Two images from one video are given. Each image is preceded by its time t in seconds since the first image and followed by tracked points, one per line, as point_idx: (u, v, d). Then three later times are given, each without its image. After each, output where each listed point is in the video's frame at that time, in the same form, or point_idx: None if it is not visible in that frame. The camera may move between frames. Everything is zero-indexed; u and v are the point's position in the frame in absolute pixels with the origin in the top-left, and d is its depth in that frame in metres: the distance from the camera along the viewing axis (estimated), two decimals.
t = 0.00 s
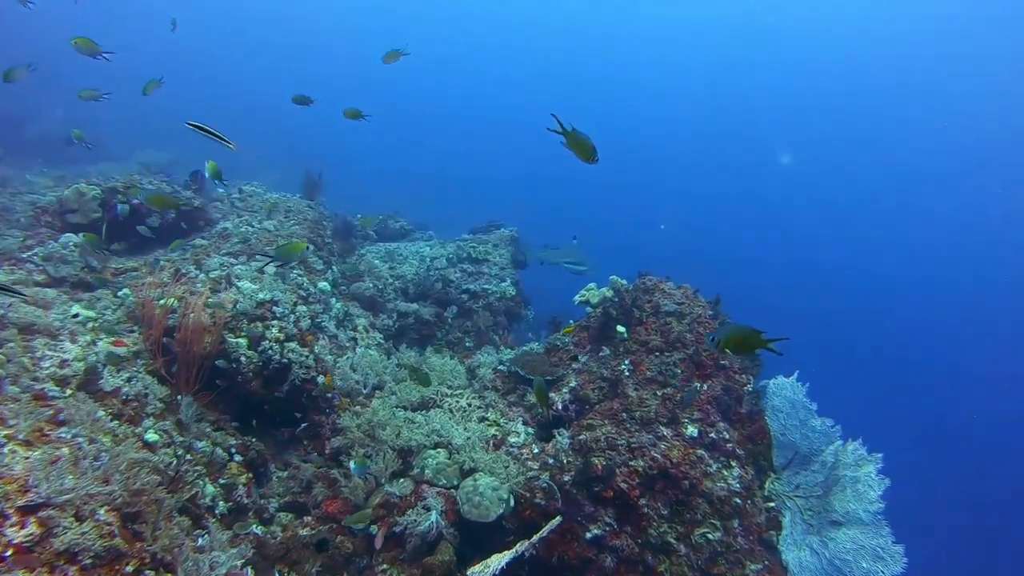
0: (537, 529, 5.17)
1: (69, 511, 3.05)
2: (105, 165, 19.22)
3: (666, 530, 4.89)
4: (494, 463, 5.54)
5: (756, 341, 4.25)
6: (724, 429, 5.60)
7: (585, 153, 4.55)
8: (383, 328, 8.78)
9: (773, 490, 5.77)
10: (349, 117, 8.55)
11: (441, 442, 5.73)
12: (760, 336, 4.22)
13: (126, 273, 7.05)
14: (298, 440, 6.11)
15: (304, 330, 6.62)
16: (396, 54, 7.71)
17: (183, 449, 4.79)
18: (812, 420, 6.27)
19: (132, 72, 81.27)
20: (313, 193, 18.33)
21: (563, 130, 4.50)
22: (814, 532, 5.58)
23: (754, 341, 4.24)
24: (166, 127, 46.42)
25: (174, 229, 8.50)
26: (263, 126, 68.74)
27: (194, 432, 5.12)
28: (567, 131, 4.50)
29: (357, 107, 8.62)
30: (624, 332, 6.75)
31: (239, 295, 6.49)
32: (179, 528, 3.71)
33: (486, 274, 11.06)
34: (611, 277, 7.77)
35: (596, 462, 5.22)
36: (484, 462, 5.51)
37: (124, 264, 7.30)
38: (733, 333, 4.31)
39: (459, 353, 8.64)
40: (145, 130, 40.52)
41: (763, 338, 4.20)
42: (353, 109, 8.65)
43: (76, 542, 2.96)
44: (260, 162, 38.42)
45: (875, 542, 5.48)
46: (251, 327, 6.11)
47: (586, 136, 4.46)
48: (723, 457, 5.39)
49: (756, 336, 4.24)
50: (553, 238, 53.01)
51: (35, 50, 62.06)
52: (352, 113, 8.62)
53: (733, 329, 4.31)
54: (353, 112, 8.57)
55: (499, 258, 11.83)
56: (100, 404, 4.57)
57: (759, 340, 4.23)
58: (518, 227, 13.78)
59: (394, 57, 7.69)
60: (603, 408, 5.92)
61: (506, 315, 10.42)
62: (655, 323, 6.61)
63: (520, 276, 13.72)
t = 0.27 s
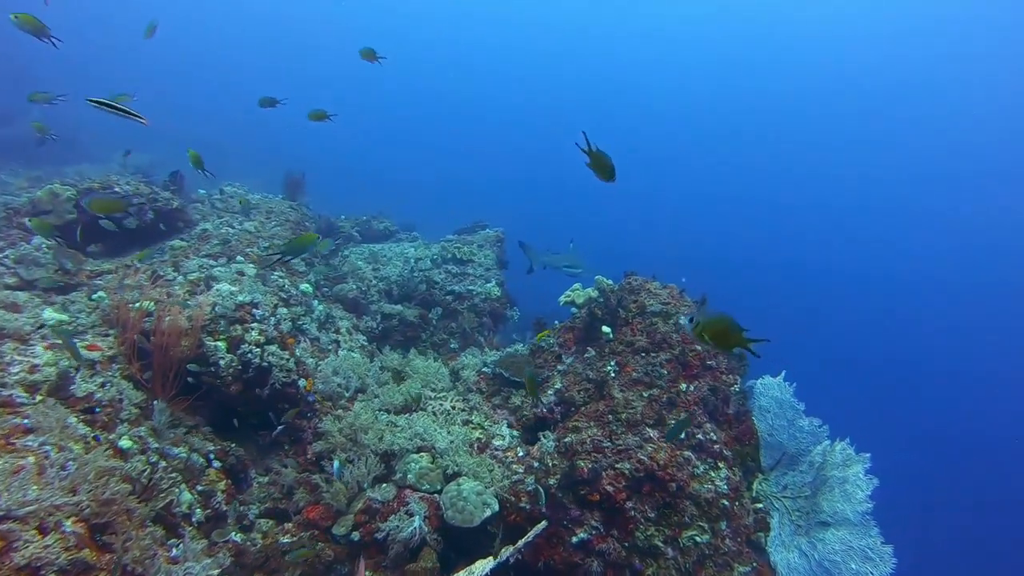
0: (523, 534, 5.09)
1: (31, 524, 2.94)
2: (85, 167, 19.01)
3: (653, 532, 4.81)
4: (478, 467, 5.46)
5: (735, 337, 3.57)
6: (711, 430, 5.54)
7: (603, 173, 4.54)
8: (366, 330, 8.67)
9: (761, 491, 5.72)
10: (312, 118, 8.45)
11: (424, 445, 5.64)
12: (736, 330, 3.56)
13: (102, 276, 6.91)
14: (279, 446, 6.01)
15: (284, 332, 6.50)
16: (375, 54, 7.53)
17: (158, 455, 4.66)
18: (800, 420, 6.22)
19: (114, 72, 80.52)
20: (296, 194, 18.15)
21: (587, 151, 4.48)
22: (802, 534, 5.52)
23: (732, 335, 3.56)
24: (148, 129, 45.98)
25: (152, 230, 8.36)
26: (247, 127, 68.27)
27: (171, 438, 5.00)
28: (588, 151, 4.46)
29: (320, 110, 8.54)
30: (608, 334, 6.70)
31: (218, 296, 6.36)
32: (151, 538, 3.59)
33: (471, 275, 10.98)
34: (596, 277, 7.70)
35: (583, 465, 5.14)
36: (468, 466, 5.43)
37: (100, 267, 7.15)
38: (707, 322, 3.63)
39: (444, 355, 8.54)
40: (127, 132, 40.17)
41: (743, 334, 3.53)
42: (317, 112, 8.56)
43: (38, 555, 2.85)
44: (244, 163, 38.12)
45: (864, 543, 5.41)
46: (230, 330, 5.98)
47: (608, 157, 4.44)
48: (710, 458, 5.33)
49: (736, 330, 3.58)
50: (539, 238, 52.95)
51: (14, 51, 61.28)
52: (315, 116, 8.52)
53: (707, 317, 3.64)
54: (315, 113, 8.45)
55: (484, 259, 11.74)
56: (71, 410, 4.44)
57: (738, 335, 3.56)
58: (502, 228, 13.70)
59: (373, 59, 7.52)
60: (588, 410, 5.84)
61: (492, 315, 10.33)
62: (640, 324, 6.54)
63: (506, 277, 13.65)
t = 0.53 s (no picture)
0: (515, 539, 5.02)
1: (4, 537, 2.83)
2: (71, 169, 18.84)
3: (648, 537, 4.73)
4: (469, 472, 5.35)
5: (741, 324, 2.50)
6: (705, 432, 5.46)
7: (631, 194, 4.50)
8: (355, 334, 8.56)
9: (756, 494, 5.63)
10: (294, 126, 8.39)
11: (413, 451, 5.52)
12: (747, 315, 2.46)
13: (85, 280, 6.78)
14: (267, 451, 5.91)
15: (271, 336, 6.38)
16: (359, 53, 7.43)
17: (142, 463, 4.55)
18: (794, 422, 6.15)
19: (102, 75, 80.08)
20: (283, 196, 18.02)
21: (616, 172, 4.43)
22: (798, 537, 5.45)
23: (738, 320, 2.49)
24: (135, 131, 45.65)
25: (137, 233, 8.24)
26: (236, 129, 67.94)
27: (156, 445, 4.89)
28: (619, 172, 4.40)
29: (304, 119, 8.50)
30: (600, 336, 6.63)
31: (203, 300, 6.17)
32: (133, 549, 3.49)
33: (462, 277, 10.89)
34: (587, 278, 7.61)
35: (575, 469, 5.04)
36: (458, 471, 5.32)
37: (83, 271, 7.02)
38: (713, 298, 2.55)
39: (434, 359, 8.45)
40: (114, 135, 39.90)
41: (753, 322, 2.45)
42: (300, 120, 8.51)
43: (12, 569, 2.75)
44: (232, 165, 37.90)
45: (861, 546, 5.38)
46: (217, 334, 5.86)
47: (638, 180, 4.39)
48: (705, 461, 5.26)
49: (744, 315, 2.48)
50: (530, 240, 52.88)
51: None
52: (298, 122, 8.45)
53: (713, 290, 2.57)
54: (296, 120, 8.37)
55: (474, 261, 11.65)
56: (51, 418, 4.32)
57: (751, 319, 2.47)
58: (493, 229, 13.61)
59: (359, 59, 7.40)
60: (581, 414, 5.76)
61: (483, 317, 10.25)
62: (632, 325, 6.45)
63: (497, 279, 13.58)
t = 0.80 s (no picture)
0: (509, 544, 4.97)
1: None
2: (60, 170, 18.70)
3: (644, 541, 4.67)
4: (461, 476, 5.26)
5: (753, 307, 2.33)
6: (700, 434, 5.41)
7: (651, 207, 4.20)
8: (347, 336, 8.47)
9: (753, 496, 5.59)
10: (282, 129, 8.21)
11: (405, 455, 5.41)
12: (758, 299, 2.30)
13: (71, 282, 6.67)
14: (257, 454, 5.80)
15: (260, 339, 6.24)
16: (347, 56, 7.35)
17: (130, 468, 4.44)
18: (790, 423, 6.10)
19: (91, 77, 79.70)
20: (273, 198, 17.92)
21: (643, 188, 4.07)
22: (796, 540, 5.40)
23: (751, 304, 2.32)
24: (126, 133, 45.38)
25: (125, 234, 8.13)
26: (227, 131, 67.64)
27: (142, 450, 4.80)
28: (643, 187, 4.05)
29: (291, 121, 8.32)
30: (594, 337, 6.57)
31: (191, 302, 6.02)
32: (117, 559, 3.39)
33: (454, 278, 10.81)
34: (581, 279, 7.55)
35: (569, 473, 4.97)
36: (451, 475, 5.23)
37: (69, 273, 6.91)
38: (726, 274, 2.34)
39: (427, 361, 8.37)
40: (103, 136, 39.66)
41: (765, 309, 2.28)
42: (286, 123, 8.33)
43: None
44: (223, 167, 37.71)
45: (861, 549, 5.32)
46: (205, 337, 5.73)
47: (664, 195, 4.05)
48: (700, 464, 5.22)
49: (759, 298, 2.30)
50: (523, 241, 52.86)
51: None
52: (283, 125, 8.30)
53: (727, 266, 2.36)
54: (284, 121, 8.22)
55: (467, 262, 11.58)
56: (34, 424, 4.21)
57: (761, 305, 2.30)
58: (485, 230, 13.54)
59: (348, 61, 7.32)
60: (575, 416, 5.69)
61: (475, 319, 10.18)
62: (627, 326, 6.39)
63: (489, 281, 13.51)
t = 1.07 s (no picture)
0: (502, 547, 4.90)
1: None
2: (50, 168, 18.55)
3: (638, 544, 4.60)
4: (453, 478, 5.18)
5: (746, 272, 2.17)
6: (695, 436, 5.35)
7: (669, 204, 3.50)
8: (338, 336, 8.38)
9: (748, 498, 5.52)
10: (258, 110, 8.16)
11: (395, 457, 5.32)
12: (749, 263, 2.15)
13: (56, 282, 6.55)
14: (246, 457, 5.68)
15: (249, 339, 6.08)
16: (332, 57, 7.25)
17: (114, 472, 4.33)
18: (786, 424, 6.04)
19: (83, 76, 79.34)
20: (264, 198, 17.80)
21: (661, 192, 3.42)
22: (792, 542, 5.34)
23: (743, 270, 2.16)
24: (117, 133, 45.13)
25: (112, 233, 8.01)
26: (220, 131, 67.39)
27: (129, 453, 4.67)
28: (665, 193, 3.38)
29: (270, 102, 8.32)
30: (587, 337, 6.50)
31: (178, 301, 5.91)
32: (96, 566, 3.30)
33: (446, 278, 10.73)
34: (574, 278, 7.47)
35: (562, 475, 4.89)
36: (442, 478, 5.15)
37: (54, 273, 6.80)
38: (709, 248, 2.23)
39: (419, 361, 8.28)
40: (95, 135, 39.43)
41: (759, 270, 2.12)
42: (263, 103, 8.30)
43: None
44: (215, 166, 37.52)
45: (857, 551, 5.26)
46: (193, 338, 5.60)
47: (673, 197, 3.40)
48: (695, 465, 5.16)
49: (747, 263, 2.15)
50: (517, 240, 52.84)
51: None
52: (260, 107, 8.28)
53: (706, 240, 2.25)
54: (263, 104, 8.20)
55: (459, 262, 11.49)
56: (14, 426, 4.11)
57: (754, 268, 2.14)
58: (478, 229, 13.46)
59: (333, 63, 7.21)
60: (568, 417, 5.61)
61: (468, 319, 10.09)
62: (620, 326, 6.32)
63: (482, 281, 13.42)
